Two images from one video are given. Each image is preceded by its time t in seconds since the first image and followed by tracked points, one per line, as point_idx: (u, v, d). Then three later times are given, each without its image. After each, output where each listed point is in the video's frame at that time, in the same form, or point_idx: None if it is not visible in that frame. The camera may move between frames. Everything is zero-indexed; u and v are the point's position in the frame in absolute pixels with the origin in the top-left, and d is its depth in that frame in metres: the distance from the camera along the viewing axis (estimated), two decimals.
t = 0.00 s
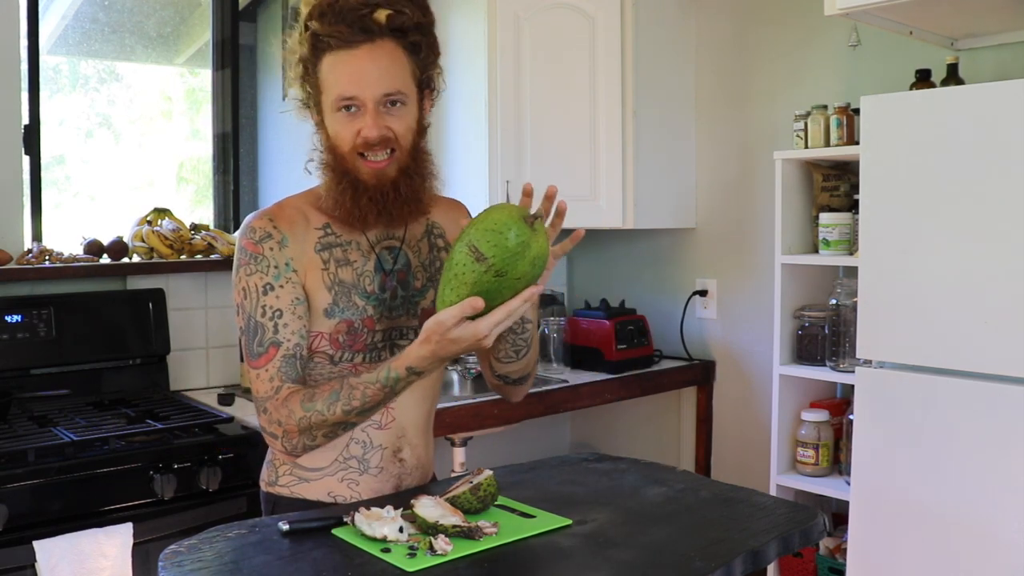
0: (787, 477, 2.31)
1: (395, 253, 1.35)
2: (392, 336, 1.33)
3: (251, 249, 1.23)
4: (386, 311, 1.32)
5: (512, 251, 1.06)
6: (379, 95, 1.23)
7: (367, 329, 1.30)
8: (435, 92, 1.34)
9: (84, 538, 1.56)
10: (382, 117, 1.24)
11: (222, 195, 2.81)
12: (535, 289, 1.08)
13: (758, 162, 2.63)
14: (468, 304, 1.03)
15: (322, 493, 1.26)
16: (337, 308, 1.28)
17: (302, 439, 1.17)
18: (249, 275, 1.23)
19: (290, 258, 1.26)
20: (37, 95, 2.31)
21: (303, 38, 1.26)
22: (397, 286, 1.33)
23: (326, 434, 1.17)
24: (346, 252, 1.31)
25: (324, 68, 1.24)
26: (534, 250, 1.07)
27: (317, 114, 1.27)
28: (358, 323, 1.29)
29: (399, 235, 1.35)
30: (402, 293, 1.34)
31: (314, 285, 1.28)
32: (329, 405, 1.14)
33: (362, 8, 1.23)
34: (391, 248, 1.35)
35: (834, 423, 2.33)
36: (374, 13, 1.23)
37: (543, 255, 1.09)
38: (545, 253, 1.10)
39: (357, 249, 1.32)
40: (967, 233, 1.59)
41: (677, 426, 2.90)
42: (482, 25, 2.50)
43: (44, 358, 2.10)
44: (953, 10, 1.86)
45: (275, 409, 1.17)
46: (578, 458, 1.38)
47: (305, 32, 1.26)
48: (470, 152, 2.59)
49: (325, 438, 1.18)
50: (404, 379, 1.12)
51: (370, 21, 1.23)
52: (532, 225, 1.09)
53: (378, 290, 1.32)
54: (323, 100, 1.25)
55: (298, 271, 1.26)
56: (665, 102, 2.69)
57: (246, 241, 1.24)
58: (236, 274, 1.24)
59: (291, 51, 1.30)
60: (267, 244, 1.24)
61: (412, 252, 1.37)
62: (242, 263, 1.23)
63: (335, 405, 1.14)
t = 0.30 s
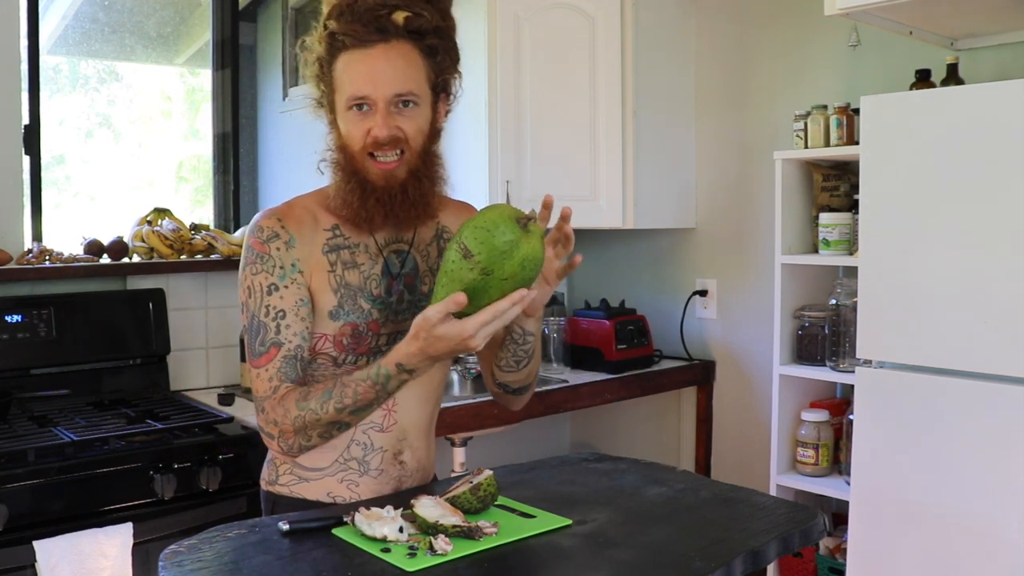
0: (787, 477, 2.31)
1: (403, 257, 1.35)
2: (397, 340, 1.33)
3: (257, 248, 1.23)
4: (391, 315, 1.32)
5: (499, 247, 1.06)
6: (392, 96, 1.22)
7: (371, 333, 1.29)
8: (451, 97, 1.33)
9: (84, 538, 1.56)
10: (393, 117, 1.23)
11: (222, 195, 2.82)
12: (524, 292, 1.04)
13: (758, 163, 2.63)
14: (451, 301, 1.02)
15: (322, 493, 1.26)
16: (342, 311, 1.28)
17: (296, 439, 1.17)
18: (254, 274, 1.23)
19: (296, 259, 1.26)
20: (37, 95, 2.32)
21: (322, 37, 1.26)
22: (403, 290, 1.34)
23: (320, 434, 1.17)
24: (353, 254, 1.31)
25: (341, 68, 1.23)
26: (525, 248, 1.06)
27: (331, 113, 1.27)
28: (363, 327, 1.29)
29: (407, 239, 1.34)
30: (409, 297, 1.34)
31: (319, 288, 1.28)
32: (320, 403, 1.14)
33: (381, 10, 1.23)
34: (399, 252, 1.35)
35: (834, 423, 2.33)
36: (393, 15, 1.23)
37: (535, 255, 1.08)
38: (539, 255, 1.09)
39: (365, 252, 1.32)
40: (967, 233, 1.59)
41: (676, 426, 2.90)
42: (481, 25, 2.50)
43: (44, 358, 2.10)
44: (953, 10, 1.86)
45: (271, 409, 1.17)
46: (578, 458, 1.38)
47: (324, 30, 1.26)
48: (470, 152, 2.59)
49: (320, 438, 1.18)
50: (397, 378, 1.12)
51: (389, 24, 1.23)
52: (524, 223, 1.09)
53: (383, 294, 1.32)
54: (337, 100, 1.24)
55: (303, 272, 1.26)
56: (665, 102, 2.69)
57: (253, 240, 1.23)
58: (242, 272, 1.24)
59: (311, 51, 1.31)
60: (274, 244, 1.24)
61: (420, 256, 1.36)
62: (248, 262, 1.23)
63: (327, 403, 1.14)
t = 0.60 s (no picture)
0: (787, 477, 2.31)
1: (410, 260, 1.35)
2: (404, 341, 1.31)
3: (265, 247, 1.22)
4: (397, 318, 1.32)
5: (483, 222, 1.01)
6: (413, 98, 1.22)
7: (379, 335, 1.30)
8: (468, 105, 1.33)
9: (84, 538, 1.56)
10: (412, 119, 1.22)
11: (222, 195, 2.82)
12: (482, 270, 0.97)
13: (759, 162, 2.63)
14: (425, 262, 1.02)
15: (322, 494, 1.26)
16: (348, 313, 1.28)
17: (303, 435, 1.12)
18: (262, 273, 1.21)
19: (304, 259, 1.25)
20: (37, 95, 2.32)
21: (343, 35, 1.25)
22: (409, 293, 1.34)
23: (329, 428, 1.12)
24: (361, 256, 1.31)
25: (362, 65, 1.22)
26: (513, 232, 1.00)
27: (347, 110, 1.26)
28: (369, 329, 1.29)
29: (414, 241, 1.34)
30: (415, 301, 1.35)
31: (326, 289, 1.27)
32: (328, 387, 1.10)
33: (406, 12, 1.23)
34: (406, 255, 1.35)
35: (834, 423, 2.33)
36: (417, 17, 1.23)
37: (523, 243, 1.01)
38: (532, 248, 1.02)
39: (373, 254, 1.32)
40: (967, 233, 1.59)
41: (676, 426, 2.90)
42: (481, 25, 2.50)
43: (44, 358, 2.10)
44: (953, 10, 1.86)
45: (278, 406, 1.14)
46: (578, 458, 1.38)
47: (346, 28, 1.25)
48: (470, 152, 2.59)
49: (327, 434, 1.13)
50: (400, 356, 1.07)
51: (413, 27, 1.22)
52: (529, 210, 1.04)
53: (389, 297, 1.33)
54: (355, 97, 1.23)
55: (311, 272, 1.25)
56: (666, 102, 2.69)
57: (260, 239, 1.22)
58: (249, 272, 1.22)
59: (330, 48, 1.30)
60: (282, 243, 1.24)
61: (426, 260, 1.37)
62: (256, 261, 1.22)
63: (333, 386, 1.10)
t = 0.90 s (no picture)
0: (787, 477, 2.31)
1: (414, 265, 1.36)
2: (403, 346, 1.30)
3: (269, 248, 1.22)
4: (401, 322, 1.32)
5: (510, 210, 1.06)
6: (423, 103, 1.21)
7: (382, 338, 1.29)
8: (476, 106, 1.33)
9: (83, 538, 1.56)
10: (422, 124, 1.22)
11: (222, 195, 2.82)
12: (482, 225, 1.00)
13: (759, 162, 2.63)
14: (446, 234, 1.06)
15: (322, 495, 1.26)
16: (351, 317, 1.28)
17: (307, 434, 1.12)
18: (265, 274, 1.21)
19: (308, 261, 1.25)
20: (37, 95, 2.30)
21: (351, 38, 1.25)
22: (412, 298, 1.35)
23: (333, 426, 1.12)
24: (365, 260, 1.31)
25: (370, 70, 1.22)
26: (536, 222, 1.04)
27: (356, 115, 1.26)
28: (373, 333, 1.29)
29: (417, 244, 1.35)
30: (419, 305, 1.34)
31: (330, 291, 1.28)
32: (332, 381, 1.11)
33: (414, 14, 1.22)
34: (410, 259, 1.36)
35: (834, 423, 2.33)
36: (425, 20, 1.23)
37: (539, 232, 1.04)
38: (552, 241, 1.04)
39: (377, 258, 1.32)
40: (968, 232, 1.59)
41: (676, 426, 2.90)
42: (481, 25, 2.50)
43: (44, 358, 2.10)
44: (952, 10, 1.86)
45: (280, 407, 1.14)
46: (578, 458, 1.38)
47: (353, 32, 1.25)
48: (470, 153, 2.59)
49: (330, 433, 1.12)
50: (398, 343, 1.08)
51: (422, 30, 1.22)
52: (565, 210, 1.07)
53: (392, 302, 1.33)
54: (364, 102, 1.23)
55: (315, 274, 1.25)
56: (666, 102, 2.69)
57: (264, 240, 1.22)
58: (252, 273, 1.22)
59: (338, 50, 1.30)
60: (286, 245, 1.23)
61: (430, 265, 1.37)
62: (259, 262, 1.21)
63: (336, 380, 1.10)
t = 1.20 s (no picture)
0: (787, 477, 2.31)
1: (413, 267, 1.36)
2: (402, 347, 1.31)
3: (265, 244, 1.22)
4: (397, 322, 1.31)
5: (510, 190, 1.07)
6: (422, 102, 1.21)
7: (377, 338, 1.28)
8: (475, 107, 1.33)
9: (84, 538, 1.56)
10: (419, 123, 1.21)
11: (222, 195, 2.82)
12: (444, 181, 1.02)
13: (759, 162, 2.63)
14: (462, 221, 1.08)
15: (324, 497, 1.26)
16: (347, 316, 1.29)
17: (289, 426, 1.11)
18: (260, 269, 1.21)
19: (304, 258, 1.25)
20: (37, 95, 2.31)
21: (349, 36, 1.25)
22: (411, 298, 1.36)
23: (314, 418, 1.11)
24: (362, 259, 1.32)
25: (369, 69, 1.22)
26: (536, 202, 1.05)
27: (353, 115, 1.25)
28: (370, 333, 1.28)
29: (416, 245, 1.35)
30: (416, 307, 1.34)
31: (325, 289, 1.28)
32: (312, 369, 1.10)
33: (414, 12, 1.22)
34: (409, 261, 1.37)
35: (834, 423, 2.33)
36: (425, 18, 1.22)
37: (538, 212, 1.05)
38: (551, 220, 1.05)
39: (375, 259, 1.33)
40: (968, 232, 1.59)
41: (676, 426, 2.90)
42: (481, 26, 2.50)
43: (44, 358, 2.10)
44: (952, 10, 1.86)
45: (266, 398, 1.13)
46: (578, 458, 1.38)
47: (352, 29, 1.25)
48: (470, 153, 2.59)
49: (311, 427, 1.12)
50: (371, 325, 1.08)
51: (421, 28, 1.22)
52: (563, 187, 1.08)
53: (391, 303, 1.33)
54: (362, 100, 1.23)
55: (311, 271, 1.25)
56: (665, 102, 2.69)
57: (261, 237, 1.23)
58: (250, 270, 1.22)
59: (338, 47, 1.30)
60: (282, 241, 1.24)
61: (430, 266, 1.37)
62: (255, 258, 1.22)
63: (314, 367, 1.10)
